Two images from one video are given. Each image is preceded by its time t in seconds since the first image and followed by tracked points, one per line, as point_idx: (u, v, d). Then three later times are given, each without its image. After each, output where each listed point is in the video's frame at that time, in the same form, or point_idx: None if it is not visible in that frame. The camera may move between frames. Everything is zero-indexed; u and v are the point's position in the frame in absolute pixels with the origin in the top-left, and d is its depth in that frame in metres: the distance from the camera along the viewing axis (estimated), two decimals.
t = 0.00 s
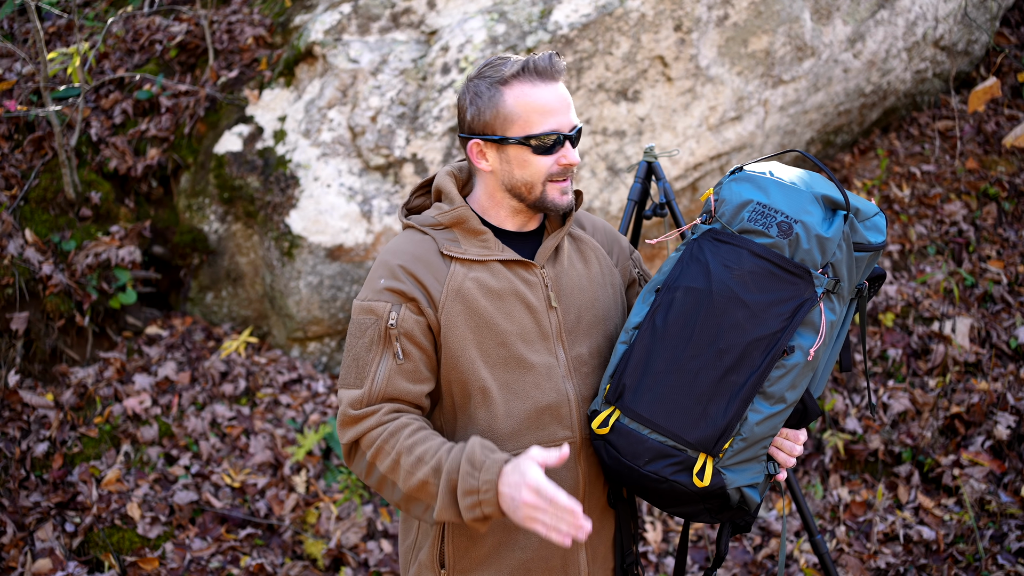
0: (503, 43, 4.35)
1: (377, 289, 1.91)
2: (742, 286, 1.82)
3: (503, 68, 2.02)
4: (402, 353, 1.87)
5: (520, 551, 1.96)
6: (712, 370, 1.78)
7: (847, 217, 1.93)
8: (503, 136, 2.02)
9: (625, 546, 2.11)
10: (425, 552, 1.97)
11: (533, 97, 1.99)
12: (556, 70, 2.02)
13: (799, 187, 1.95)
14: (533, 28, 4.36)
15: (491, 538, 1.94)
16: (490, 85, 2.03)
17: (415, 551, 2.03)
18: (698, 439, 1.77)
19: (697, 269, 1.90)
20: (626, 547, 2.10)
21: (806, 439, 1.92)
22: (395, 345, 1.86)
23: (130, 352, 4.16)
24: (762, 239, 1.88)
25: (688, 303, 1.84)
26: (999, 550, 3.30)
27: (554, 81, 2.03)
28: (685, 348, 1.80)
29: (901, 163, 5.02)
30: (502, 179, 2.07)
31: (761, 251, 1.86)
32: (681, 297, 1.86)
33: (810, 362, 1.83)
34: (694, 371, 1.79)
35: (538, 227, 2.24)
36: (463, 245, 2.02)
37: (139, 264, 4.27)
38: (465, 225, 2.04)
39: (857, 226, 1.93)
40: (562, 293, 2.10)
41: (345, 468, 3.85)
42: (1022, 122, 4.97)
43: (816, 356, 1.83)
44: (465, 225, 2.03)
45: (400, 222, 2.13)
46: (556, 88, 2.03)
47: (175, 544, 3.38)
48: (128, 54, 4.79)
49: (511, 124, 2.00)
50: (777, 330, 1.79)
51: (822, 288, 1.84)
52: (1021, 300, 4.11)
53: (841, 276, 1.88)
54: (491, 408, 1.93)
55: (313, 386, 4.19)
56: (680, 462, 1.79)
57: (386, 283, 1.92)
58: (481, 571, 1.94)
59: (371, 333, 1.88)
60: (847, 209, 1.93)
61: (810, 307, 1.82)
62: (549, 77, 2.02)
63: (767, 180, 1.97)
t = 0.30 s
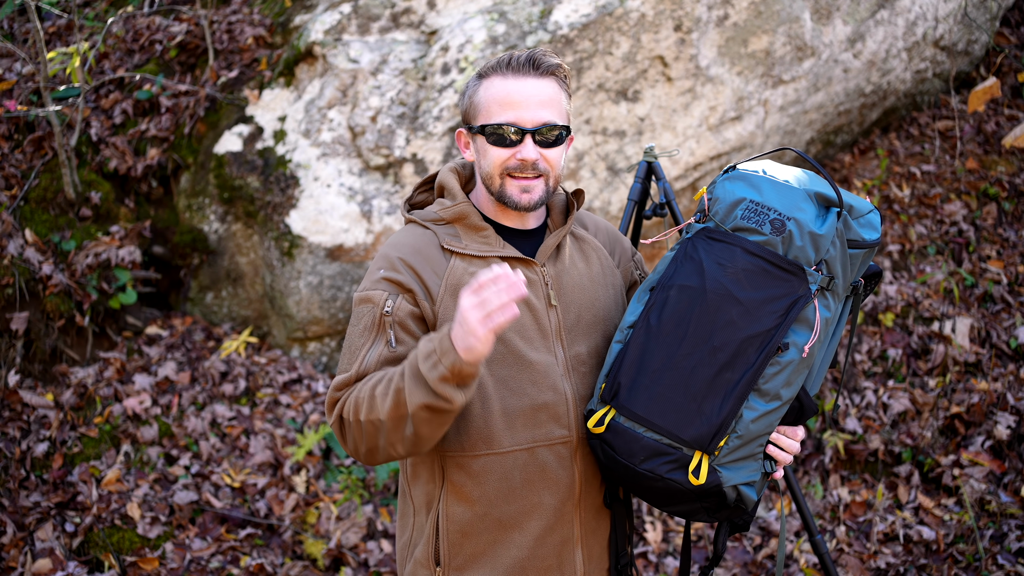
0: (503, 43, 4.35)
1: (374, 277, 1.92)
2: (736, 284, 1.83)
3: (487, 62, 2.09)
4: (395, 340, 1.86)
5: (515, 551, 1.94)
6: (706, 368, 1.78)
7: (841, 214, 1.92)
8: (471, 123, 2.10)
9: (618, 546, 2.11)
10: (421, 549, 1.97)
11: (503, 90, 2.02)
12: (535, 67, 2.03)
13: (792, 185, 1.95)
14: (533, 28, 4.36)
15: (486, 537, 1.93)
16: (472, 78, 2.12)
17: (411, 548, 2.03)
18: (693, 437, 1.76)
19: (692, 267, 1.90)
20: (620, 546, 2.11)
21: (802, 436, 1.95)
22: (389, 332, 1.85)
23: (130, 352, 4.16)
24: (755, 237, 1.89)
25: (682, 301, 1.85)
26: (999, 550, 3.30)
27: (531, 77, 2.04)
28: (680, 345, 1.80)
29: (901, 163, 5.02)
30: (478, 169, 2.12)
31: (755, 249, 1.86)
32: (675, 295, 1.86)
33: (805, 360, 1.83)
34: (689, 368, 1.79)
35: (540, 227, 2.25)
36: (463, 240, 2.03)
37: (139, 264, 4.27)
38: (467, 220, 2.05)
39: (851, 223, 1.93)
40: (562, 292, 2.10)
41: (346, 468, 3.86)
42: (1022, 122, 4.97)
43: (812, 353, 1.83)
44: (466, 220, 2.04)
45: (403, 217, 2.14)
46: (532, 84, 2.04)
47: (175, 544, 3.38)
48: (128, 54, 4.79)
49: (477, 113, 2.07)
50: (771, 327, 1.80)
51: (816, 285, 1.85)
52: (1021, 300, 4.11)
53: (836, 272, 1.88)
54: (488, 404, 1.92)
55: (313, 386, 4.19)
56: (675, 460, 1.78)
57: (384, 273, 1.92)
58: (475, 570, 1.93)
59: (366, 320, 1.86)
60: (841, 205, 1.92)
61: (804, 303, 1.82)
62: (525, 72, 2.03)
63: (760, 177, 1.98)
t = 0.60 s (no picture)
0: (503, 43, 4.35)
1: (371, 272, 1.94)
2: (730, 285, 1.83)
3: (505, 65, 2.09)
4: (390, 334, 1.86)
5: (508, 551, 1.94)
6: (700, 369, 1.78)
7: (838, 215, 1.92)
8: (480, 124, 2.12)
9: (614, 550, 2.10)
10: (416, 546, 1.98)
11: (513, 98, 2.03)
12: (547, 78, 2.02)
13: (788, 186, 1.95)
14: (533, 28, 4.36)
15: (479, 535, 1.93)
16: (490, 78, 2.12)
17: (406, 545, 2.04)
18: (685, 438, 1.76)
19: (686, 268, 1.91)
20: (615, 551, 2.10)
21: (802, 439, 1.91)
22: (385, 327, 1.85)
23: (130, 352, 4.16)
24: (750, 238, 1.89)
25: (676, 302, 1.85)
26: (999, 550, 3.30)
27: (543, 86, 2.03)
28: (673, 346, 1.81)
29: (901, 163, 5.02)
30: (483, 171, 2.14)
31: (749, 250, 1.86)
32: (669, 297, 1.87)
33: (801, 361, 1.82)
34: (682, 369, 1.79)
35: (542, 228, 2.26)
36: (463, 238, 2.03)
37: (139, 264, 4.27)
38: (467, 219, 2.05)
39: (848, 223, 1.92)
40: (560, 293, 2.10)
41: (346, 468, 3.86)
42: (1022, 122, 4.96)
43: (807, 355, 1.83)
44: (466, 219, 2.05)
45: (406, 213, 2.14)
46: (543, 94, 2.03)
47: (175, 544, 3.38)
48: (128, 54, 4.79)
49: (487, 115, 2.08)
50: (766, 329, 1.79)
51: (811, 287, 1.84)
52: (1021, 300, 4.11)
53: (832, 274, 1.87)
54: (482, 403, 1.92)
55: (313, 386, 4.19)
56: (667, 462, 1.78)
57: (382, 269, 1.93)
58: (468, 570, 1.93)
59: (361, 314, 1.88)
60: (838, 207, 1.92)
61: (799, 305, 1.82)
62: (537, 82, 2.03)
63: (756, 178, 1.98)
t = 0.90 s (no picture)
0: (503, 43, 4.35)
1: (371, 275, 1.95)
2: (725, 286, 1.83)
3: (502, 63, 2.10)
4: (389, 338, 1.89)
5: (503, 551, 1.94)
6: (693, 369, 1.77)
7: (838, 217, 1.92)
8: (479, 123, 2.12)
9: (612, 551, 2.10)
10: (413, 545, 1.99)
11: (512, 95, 2.03)
12: (545, 73, 2.03)
13: (787, 187, 1.95)
14: (533, 28, 4.36)
15: (475, 536, 1.94)
16: (488, 77, 2.14)
17: (404, 543, 2.05)
18: (678, 439, 1.76)
19: (682, 269, 1.91)
20: (612, 551, 2.10)
21: (800, 443, 1.90)
22: (383, 330, 1.88)
23: (130, 352, 4.16)
24: (747, 238, 1.89)
25: (671, 303, 1.86)
26: (999, 550, 3.30)
27: (541, 83, 2.05)
28: (667, 346, 1.81)
29: (902, 163, 5.02)
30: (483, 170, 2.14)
31: (746, 250, 1.87)
32: (664, 297, 1.87)
33: (797, 363, 1.82)
34: (675, 369, 1.79)
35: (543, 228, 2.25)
36: (462, 239, 2.04)
37: (139, 264, 4.27)
38: (467, 220, 2.05)
39: (849, 225, 1.92)
40: (558, 294, 2.10)
41: (346, 468, 3.85)
42: (1022, 122, 4.96)
43: (803, 357, 1.82)
44: (465, 220, 2.05)
45: (408, 214, 2.15)
46: (542, 90, 2.04)
47: (175, 544, 3.38)
48: (128, 54, 4.79)
49: (486, 114, 2.09)
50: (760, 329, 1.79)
51: (809, 288, 1.84)
52: (1021, 300, 4.11)
53: (831, 275, 1.87)
54: (478, 404, 1.92)
55: (313, 386, 4.19)
56: (660, 462, 1.78)
57: (381, 271, 1.95)
58: (463, 569, 1.94)
59: (360, 318, 1.89)
60: (838, 208, 1.92)
61: (795, 306, 1.82)
62: (535, 78, 2.04)
63: (755, 179, 1.98)
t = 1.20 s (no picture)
0: (503, 43, 4.36)
1: (368, 276, 1.95)
2: (721, 285, 1.83)
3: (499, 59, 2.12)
4: (386, 340, 1.88)
5: (502, 554, 1.95)
6: (689, 370, 1.78)
7: (834, 213, 1.91)
8: (478, 118, 2.12)
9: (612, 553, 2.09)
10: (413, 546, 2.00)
11: (510, 88, 2.04)
12: (543, 65, 2.05)
13: (782, 184, 1.95)
14: (533, 28, 4.36)
15: (474, 538, 1.94)
16: (485, 73, 2.15)
17: (405, 544, 2.06)
18: (674, 441, 1.76)
19: (677, 268, 1.91)
20: (612, 554, 2.09)
21: (799, 443, 1.91)
22: (380, 332, 1.87)
23: (130, 352, 4.16)
24: (741, 237, 1.89)
25: (666, 303, 1.86)
26: (999, 550, 3.30)
27: (540, 75, 2.06)
28: (662, 348, 1.82)
29: (901, 163, 5.02)
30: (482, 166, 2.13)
31: (741, 249, 1.86)
32: (660, 297, 1.88)
33: (794, 362, 1.81)
34: (671, 371, 1.79)
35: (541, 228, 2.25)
36: (459, 240, 2.04)
37: (139, 264, 4.27)
38: (463, 221, 2.05)
39: (846, 221, 1.91)
40: (556, 295, 2.10)
41: (346, 468, 3.85)
42: (1022, 122, 4.96)
43: (801, 356, 1.81)
44: (463, 220, 2.05)
45: (406, 214, 2.16)
46: (541, 81, 2.05)
47: (175, 544, 3.38)
48: (128, 54, 4.79)
49: (485, 108, 2.09)
50: (757, 329, 1.79)
51: (805, 286, 1.84)
52: (1021, 300, 4.11)
53: (828, 273, 1.86)
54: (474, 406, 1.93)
55: (313, 386, 4.18)
56: (657, 465, 1.78)
57: (378, 272, 1.95)
58: (463, 571, 1.94)
59: (357, 320, 1.89)
60: (833, 204, 1.92)
61: (792, 305, 1.81)
62: (533, 70, 2.05)
63: (750, 177, 1.98)
